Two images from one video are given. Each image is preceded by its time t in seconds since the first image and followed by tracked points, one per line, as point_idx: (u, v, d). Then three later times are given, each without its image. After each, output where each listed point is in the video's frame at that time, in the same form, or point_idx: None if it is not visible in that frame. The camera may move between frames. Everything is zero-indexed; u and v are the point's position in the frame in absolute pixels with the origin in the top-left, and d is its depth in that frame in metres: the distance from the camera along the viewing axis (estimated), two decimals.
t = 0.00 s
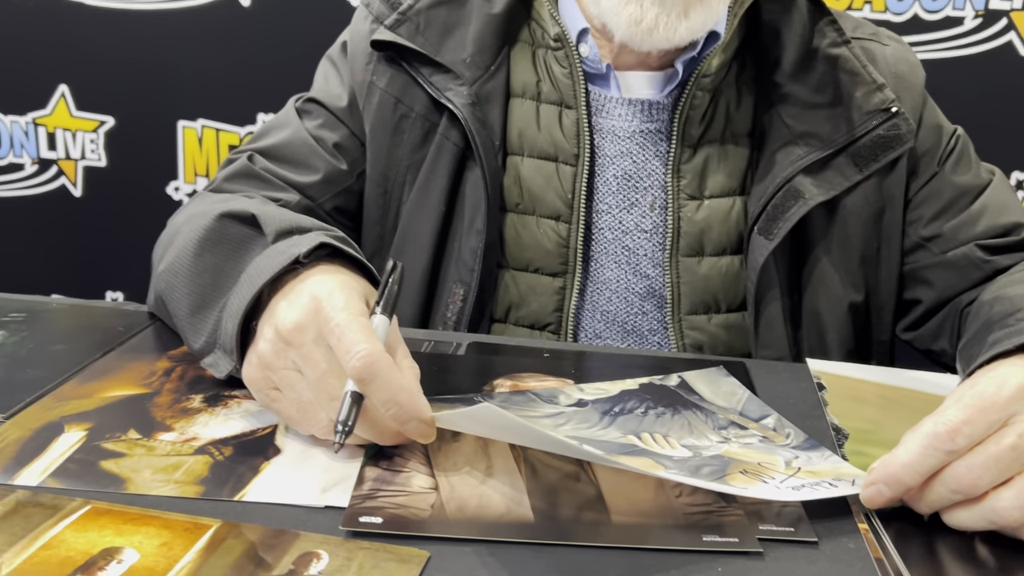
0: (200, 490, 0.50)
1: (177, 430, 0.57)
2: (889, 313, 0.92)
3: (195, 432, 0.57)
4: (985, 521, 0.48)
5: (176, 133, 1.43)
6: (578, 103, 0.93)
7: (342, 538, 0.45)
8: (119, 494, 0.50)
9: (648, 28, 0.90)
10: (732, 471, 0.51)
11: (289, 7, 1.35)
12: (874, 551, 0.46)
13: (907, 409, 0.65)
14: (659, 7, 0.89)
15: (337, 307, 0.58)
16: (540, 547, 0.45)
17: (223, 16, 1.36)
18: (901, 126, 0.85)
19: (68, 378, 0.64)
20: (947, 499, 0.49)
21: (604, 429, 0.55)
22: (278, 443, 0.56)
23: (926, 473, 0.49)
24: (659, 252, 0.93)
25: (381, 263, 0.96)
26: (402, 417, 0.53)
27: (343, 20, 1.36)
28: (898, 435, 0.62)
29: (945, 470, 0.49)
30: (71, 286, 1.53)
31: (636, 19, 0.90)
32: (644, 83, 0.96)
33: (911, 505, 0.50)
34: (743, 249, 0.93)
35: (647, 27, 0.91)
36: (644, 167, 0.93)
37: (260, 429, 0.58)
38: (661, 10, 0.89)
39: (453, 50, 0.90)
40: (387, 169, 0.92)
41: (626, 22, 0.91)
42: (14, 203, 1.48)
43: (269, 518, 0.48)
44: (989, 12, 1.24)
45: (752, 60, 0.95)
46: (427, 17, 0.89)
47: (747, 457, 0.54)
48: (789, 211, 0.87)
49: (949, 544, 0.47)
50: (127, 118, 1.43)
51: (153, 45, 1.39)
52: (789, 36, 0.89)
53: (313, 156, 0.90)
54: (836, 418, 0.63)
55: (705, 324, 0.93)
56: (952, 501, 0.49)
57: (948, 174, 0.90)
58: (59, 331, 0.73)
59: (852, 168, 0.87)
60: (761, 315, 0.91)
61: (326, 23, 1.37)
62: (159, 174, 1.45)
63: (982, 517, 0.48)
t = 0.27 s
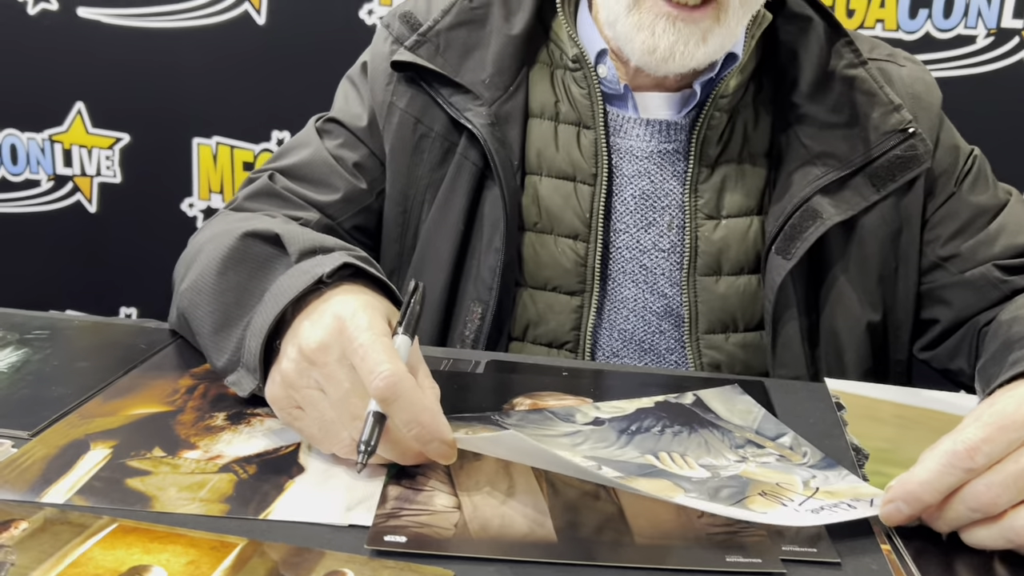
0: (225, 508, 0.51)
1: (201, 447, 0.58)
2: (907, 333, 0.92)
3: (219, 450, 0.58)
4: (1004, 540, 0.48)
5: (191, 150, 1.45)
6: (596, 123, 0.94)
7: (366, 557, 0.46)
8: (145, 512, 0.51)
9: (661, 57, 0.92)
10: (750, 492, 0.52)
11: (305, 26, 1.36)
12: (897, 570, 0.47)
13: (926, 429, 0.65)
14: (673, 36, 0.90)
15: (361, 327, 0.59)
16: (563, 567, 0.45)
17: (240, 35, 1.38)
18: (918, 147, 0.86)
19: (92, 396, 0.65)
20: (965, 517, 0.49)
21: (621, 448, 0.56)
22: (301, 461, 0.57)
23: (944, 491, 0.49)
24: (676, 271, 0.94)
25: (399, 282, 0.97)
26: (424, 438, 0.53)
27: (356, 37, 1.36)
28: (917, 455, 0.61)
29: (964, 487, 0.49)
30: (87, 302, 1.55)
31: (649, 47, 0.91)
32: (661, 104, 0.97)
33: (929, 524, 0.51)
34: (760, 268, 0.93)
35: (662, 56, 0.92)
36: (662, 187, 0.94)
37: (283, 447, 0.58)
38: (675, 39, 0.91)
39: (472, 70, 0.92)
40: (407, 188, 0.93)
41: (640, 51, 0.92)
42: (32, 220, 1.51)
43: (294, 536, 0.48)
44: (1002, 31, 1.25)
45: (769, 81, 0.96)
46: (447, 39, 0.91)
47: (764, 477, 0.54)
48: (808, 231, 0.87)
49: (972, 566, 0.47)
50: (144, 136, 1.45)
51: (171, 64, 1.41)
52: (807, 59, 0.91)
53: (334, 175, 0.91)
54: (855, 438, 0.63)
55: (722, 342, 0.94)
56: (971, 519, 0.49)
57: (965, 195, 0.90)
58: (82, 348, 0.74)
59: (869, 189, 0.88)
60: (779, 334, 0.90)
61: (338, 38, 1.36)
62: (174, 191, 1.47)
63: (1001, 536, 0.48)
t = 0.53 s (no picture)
0: (221, 522, 0.50)
1: (198, 460, 0.58)
2: (911, 343, 0.91)
3: (217, 463, 0.57)
4: (995, 549, 0.48)
5: (196, 161, 1.45)
6: (599, 134, 0.94)
7: (363, 571, 0.45)
8: (140, 525, 0.50)
9: (666, 60, 0.90)
10: (741, 505, 0.52)
11: (309, 37, 1.36)
12: None
13: (931, 442, 0.65)
14: (678, 39, 0.89)
15: (350, 340, 0.58)
16: None
17: (244, 45, 1.38)
18: (920, 157, 0.86)
19: (90, 408, 0.64)
20: (952, 525, 0.49)
21: (609, 460, 0.56)
22: (298, 475, 0.56)
23: (930, 499, 0.50)
24: (678, 281, 0.94)
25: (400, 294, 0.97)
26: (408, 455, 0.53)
27: (361, 48, 1.35)
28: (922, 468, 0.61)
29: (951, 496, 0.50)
30: (91, 311, 1.55)
31: (654, 50, 0.90)
32: (663, 116, 0.97)
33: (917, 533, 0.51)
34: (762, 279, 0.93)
35: (666, 59, 0.90)
36: (663, 198, 0.94)
37: (279, 460, 0.58)
38: (680, 42, 0.89)
39: (474, 82, 0.91)
40: (409, 200, 0.93)
41: (644, 53, 0.90)
42: (37, 229, 1.52)
43: (289, 550, 0.48)
44: (1007, 40, 1.25)
45: (771, 92, 0.96)
46: (449, 51, 0.91)
47: (753, 486, 0.54)
48: (810, 241, 0.87)
49: None
50: (149, 146, 1.45)
51: (175, 74, 1.41)
52: (809, 70, 0.91)
53: (335, 186, 0.91)
54: (858, 451, 0.63)
55: (724, 353, 0.93)
56: (958, 527, 0.49)
57: (969, 206, 0.90)
58: (82, 359, 0.74)
59: (872, 199, 0.88)
60: (780, 345, 0.90)
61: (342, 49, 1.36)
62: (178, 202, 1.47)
63: (992, 545, 0.48)
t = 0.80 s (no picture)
0: (221, 520, 0.51)
1: (199, 460, 0.58)
2: (915, 341, 0.91)
3: (217, 462, 0.58)
4: (978, 540, 0.50)
5: (200, 167, 1.45)
6: (607, 139, 0.95)
7: (362, 569, 0.46)
8: (142, 524, 0.51)
9: (675, 61, 0.91)
10: (730, 505, 0.54)
11: (310, 42, 1.37)
12: None
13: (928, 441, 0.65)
14: (687, 41, 0.90)
15: (337, 337, 0.60)
16: None
17: (248, 51, 1.39)
18: (925, 156, 0.87)
19: (92, 410, 0.65)
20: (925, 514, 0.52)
21: (598, 456, 0.59)
22: (298, 475, 0.56)
23: (907, 487, 0.53)
24: (684, 278, 0.94)
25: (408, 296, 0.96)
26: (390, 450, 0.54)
27: (363, 54, 1.36)
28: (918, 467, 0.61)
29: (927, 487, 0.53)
30: (95, 318, 1.56)
31: (664, 50, 0.91)
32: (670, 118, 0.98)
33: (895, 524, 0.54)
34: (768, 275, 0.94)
35: (676, 61, 0.91)
36: (671, 197, 0.94)
37: (279, 460, 0.58)
38: (690, 43, 0.90)
39: (485, 88, 0.93)
40: (418, 202, 0.93)
41: (654, 54, 0.92)
42: (42, 235, 1.53)
43: (289, 547, 0.48)
44: (1007, 44, 1.25)
45: (777, 94, 0.98)
46: (461, 56, 0.92)
47: (740, 482, 0.57)
48: (816, 236, 0.87)
49: None
50: (153, 152, 1.46)
51: (179, 80, 1.42)
52: (816, 70, 0.93)
53: (343, 189, 0.91)
54: (856, 451, 0.63)
55: (729, 349, 0.93)
56: (933, 516, 0.52)
57: (971, 204, 0.91)
58: (85, 361, 0.74)
59: (877, 197, 0.88)
60: (788, 341, 0.91)
61: (344, 55, 1.37)
62: (182, 208, 1.48)
63: (973, 536, 0.50)
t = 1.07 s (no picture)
0: (217, 546, 0.50)
1: (194, 483, 0.57)
2: (921, 353, 0.92)
3: (213, 485, 0.57)
4: (973, 561, 0.50)
5: (202, 177, 1.45)
6: (625, 149, 0.95)
7: None
8: (135, 550, 0.50)
9: (695, 65, 0.92)
10: (726, 524, 0.53)
11: (310, 53, 1.37)
12: None
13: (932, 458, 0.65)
14: (708, 44, 0.91)
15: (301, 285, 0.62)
16: None
17: (248, 61, 1.38)
18: (938, 168, 0.87)
19: (87, 431, 0.64)
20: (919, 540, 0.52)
21: (595, 476, 0.59)
22: (294, 496, 0.55)
23: (902, 512, 0.52)
24: (696, 283, 0.94)
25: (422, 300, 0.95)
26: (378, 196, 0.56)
27: (364, 62, 1.37)
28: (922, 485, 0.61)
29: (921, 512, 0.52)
30: (94, 329, 1.56)
31: (684, 54, 0.92)
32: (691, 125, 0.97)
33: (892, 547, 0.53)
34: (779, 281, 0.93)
35: (695, 64, 0.92)
36: (684, 204, 0.95)
37: (276, 482, 0.57)
38: (711, 48, 0.91)
39: (506, 94, 0.93)
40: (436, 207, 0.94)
41: (675, 58, 0.93)
42: (43, 247, 1.53)
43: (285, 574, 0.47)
44: (1008, 50, 1.25)
45: (792, 104, 0.98)
46: (482, 63, 0.93)
47: (737, 500, 0.56)
48: (828, 242, 0.88)
49: None
50: (153, 164, 1.46)
51: (179, 91, 1.42)
52: (830, 83, 0.93)
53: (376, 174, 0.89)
54: (858, 467, 0.63)
55: (739, 354, 0.92)
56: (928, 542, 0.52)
57: (979, 215, 0.91)
58: (82, 380, 0.74)
59: (889, 206, 0.88)
60: (798, 346, 0.90)
61: (345, 65, 1.37)
62: (181, 218, 1.48)
63: (968, 557, 0.50)
